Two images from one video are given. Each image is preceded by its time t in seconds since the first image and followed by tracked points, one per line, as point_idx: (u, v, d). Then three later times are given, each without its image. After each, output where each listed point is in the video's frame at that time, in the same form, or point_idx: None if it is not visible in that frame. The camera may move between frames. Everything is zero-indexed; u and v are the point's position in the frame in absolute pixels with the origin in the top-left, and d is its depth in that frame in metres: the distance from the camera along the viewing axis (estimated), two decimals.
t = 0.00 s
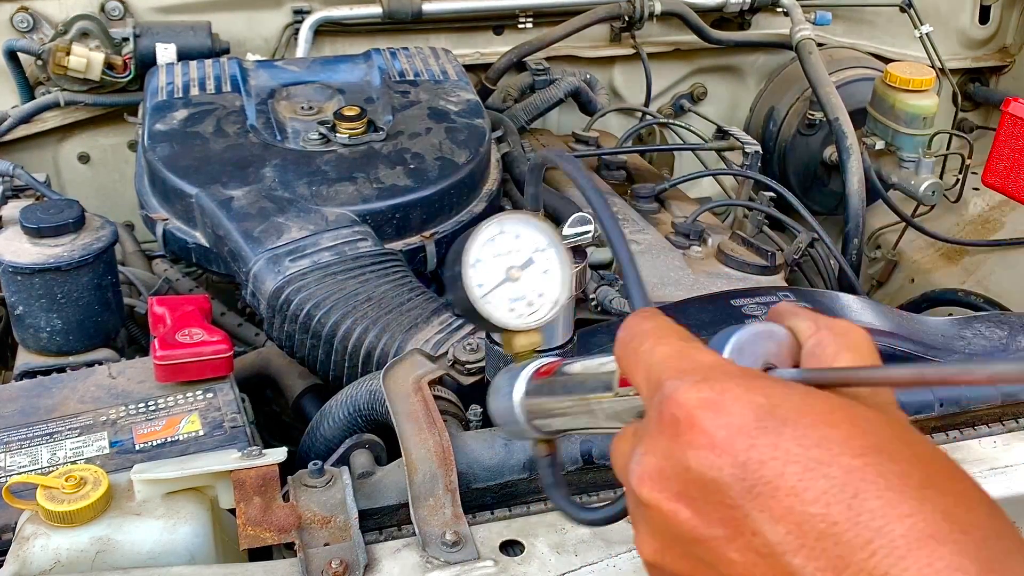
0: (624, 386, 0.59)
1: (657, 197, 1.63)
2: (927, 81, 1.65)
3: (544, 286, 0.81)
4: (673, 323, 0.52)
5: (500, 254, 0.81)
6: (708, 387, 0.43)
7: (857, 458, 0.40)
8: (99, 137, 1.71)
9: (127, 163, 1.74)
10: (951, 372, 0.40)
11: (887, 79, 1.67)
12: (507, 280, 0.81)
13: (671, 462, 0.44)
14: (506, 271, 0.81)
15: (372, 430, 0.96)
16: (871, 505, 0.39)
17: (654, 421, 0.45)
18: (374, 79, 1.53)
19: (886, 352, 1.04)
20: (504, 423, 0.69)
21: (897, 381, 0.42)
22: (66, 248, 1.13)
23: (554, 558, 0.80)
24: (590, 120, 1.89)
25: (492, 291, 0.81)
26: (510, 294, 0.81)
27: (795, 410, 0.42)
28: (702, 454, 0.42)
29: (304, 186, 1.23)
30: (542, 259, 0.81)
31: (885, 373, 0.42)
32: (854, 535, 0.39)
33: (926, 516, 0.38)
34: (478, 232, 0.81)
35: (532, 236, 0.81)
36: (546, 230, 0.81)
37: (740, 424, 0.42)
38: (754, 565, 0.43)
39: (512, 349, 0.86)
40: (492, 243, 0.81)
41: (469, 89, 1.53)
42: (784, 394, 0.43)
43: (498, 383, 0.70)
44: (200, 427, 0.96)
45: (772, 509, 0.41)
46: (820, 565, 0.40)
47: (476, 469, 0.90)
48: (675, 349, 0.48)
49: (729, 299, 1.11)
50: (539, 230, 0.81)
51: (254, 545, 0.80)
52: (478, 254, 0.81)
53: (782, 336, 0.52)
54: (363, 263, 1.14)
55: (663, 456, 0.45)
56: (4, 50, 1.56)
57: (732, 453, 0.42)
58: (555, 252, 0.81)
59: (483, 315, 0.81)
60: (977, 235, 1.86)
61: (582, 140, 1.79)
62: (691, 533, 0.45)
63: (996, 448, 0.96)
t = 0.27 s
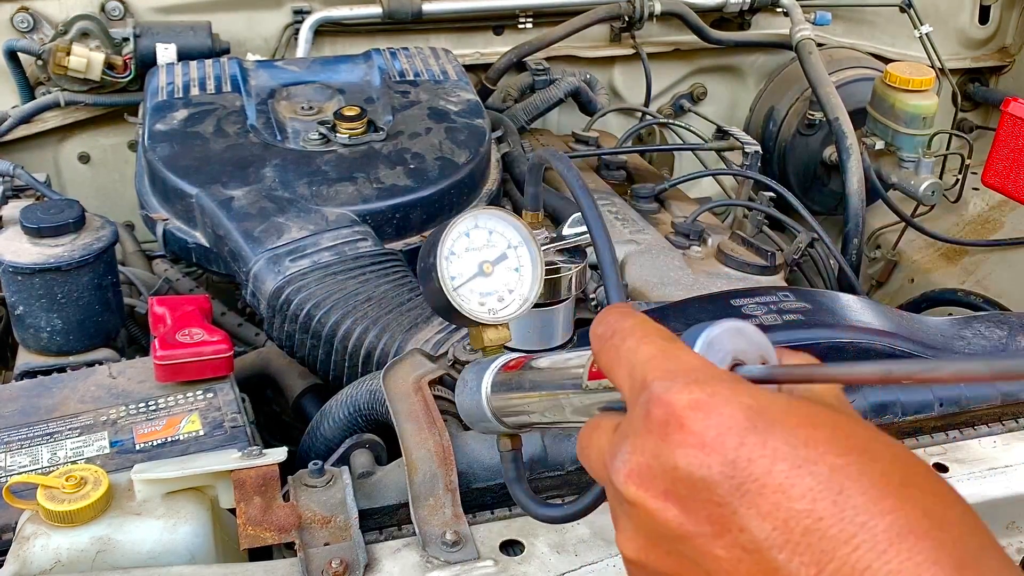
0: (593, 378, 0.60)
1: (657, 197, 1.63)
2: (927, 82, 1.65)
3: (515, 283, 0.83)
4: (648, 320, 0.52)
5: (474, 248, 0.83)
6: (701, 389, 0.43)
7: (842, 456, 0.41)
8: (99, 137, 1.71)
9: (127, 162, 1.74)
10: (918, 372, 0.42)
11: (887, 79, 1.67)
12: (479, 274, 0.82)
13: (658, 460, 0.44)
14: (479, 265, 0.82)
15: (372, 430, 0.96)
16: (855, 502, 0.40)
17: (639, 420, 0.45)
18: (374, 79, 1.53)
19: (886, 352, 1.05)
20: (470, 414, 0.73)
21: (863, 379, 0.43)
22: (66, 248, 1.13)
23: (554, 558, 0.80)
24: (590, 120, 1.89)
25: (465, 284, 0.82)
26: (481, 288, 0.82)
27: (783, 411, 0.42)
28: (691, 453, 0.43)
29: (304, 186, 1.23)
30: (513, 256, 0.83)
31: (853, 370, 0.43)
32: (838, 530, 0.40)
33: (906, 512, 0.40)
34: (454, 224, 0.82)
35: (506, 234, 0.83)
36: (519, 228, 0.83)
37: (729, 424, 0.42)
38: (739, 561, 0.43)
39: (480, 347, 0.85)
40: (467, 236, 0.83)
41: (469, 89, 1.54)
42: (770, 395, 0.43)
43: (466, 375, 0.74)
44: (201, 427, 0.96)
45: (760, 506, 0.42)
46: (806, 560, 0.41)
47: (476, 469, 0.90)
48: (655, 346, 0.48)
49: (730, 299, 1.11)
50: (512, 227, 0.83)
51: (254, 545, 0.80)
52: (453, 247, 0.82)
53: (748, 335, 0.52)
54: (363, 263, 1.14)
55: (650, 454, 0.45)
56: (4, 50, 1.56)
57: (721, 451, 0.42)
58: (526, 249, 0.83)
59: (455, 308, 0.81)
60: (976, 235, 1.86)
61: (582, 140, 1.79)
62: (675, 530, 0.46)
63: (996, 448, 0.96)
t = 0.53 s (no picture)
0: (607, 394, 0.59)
1: (657, 197, 1.63)
2: (927, 82, 1.65)
3: (512, 291, 0.83)
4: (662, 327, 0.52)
5: (465, 265, 0.82)
6: (726, 414, 0.45)
7: (859, 492, 0.44)
8: (99, 137, 1.71)
9: (127, 163, 1.74)
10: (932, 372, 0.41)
11: (887, 79, 1.67)
12: (475, 289, 0.82)
13: (677, 479, 0.45)
14: (474, 281, 0.82)
15: (372, 430, 0.96)
16: (872, 538, 0.43)
17: (659, 437, 0.46)
18: (375, 79, 1.53)
19: (885, 352, 1.05)
20: (488, 429, 0.73)
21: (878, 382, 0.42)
22: (66, 248, 1.13)
23: (555, 558, 0.80)
24: (590, 120, 1.89)
25: (464, 303, 0.81)
26: (480, 303, 0.82)
27: (805, 443, 0.45)
28: (715, 480, 0.44)
29: (304, 186, 1.23)
30: (506, 266, 0.83)
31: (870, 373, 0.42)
32: (855, 564, 0.43)
33: (919, 548, 0.43)
34: (442, 244, 0.81)
35: (494, 244, 0.83)
36: (506, 236, 0.84)
37: (755, 454, 0.44)
38: None
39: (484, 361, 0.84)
40: (456, 254, 0.82)
41: (469, 89, 1.54)
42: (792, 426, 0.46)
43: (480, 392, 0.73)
44: (201, 427, 0.96)
45: (780, 536, 0.44)
46: None
47: (476, 469, 0.90)
48: (679, 357, 0.48)
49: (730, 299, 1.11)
50: (500, 237, 0.83)
51: (254, 545, 0.80)
52: (445, 267, 0.81)
53: (760, 338, 0.51)
54: (363, 263, 1.14)
55: (668, 475, 0.46)
56: (4, 50, 1.56)
57: (746, 480, 0.44)
58: (517, 256, 0.84)
59: (458, 329, 0.80)
60: (976, 236, 1.86)
61: (582, 140, 1.79)
62: (689, 550, 0.47)
63: (996, 448, 0.96)
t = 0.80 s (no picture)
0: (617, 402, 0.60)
1: (657, 197, 1.63)
2: (927, 82, 1.65)
3: (517, 290, 0.83)
4: (664, 343, 0.52)
5: (465, 272, 0.82)
6: (727, 441, 0.45)
7: (864, 516, 0.45)
8: (99, 137, 1.71)
9: (127, 163, 1.74)
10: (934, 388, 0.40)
11: (887, 79, 1.67)
12: (478, 295, 0.82)
13: (680, 508, 0.46)
14: (476, 287, 0.82)
15: (372, 430, 0.96)
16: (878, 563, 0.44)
17: (661, 464, 0.47)
18: (375, 79, 1.53)
19: (883, 352, 1.06)
20: (512, 427, 0.74)
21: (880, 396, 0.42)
22: (66, 248, 1.13)
23: (554, 558, 0.80)
24: (590, 120, 1.89)
25: (469, 311, 0.82)
26: (485, 308, 0.82)
27: (810, 466, 0.45)
28: (719, 510, 0.45)
29: (304, 186, 1.23)
30: (506, 265, 0.83)
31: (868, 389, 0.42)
32: None
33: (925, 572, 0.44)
34: (437, 256, 0.82)
35: (492, 245, 0.83)
36: (503, 235, 0.84)
37: (758, 482, 0.44)
38: None
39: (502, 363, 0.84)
40: (454, 263, 0.82)
41: (469, 89, 1.54)
42: (796, 448, 0.46)
43: (501, 395, 0.75)
44: (201, 427, 0.96)
45: (785, 563, 0.45)
46: None
47: (476, 469, 0.90)
48: (678, 378, 0.48)
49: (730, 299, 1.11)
50: (495, 237, 0.83)
51: (254, 545, 0.80)
52: (444, 278, 0.82)
53: (764, 340, 0.49)
54: (362, 263, 1.14)
55: (670, 503, 0.47)
56: (4, 50, 1.56)
57: (749, 509, 0.45)
58: (516, 252, 0.84)
59: (464, 339, 0.81)
60: (976, 236, 1.86)
61: (582, 140, 1.79)
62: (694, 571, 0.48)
63: (996, 448, 0.96)
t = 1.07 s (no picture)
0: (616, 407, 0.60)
1: (657, 197, 1.63)
2: (927, 81, 1.65)
3: (519, 281, 0.83)
4: (651, 354, 0.52)
5: (466, 265, 0.82)
6: (705, 462, 0.45)
7: (851, 531, 0.43)
8: (99, 137, 1.71)
9: (127, 163, 1.74)
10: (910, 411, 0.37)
11: (887, 79, 1.67)
12: (480, 289, 0.82)
13: (663, 529, 0.47)
14: (477, 280, 0.82)
15: (372, 430, 0.96)
16: None
17: (645, 483, 0.47)
18: (375, 79, 1.53)
19: (883, 352, 1.07)
20: (519, 420, 0.75)
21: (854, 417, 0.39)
22: (66, 248, 1.13)
23: (554, 558, 0.80)
24: (590, 120, 1.89)
25: (471, 305, 0.82)
26: (488, 302, 0.82)
27: (790, 483, 0.44)
28: (699, 532, 0.45)
29: (304, 186, 1.23)
30: (507, 255, 0.83)
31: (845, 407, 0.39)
32: None
33: None
34: (437, 251, 0.81)
35: (492, 237, 0.83)
36: (503, 227, 0.83)
37: (738, 502, 0.44)
38: None
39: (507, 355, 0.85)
40: (455, 256, 0.82)
41: (469, 89, 1.54)
42: (778, 465, 0.45)
43: (507, 388, 0.75)
44: (201, 427, 0.96)
45: None
46: None
47: (476, 469, 0.90)
48: (660, 393, 0.48)
49: (730, 299, 1.11)
50: (496, 229, 0.83)
51: (254, 545, 0.80)
52: (444, 273, 0.82)
53: (751, 347, 0.48)
54: (362, 263, 1.14)
55: (655, 526, 0.47)
56: (4, 50, 1.56)
57: (730, 530, 0.44)
58: (518, 242, 0.84)
59: (469, 333, 0.81)
60: (976, 236, 1.86)
61: (582, 140, 1.79)
62: None
63: (996, 449, 0.96)
